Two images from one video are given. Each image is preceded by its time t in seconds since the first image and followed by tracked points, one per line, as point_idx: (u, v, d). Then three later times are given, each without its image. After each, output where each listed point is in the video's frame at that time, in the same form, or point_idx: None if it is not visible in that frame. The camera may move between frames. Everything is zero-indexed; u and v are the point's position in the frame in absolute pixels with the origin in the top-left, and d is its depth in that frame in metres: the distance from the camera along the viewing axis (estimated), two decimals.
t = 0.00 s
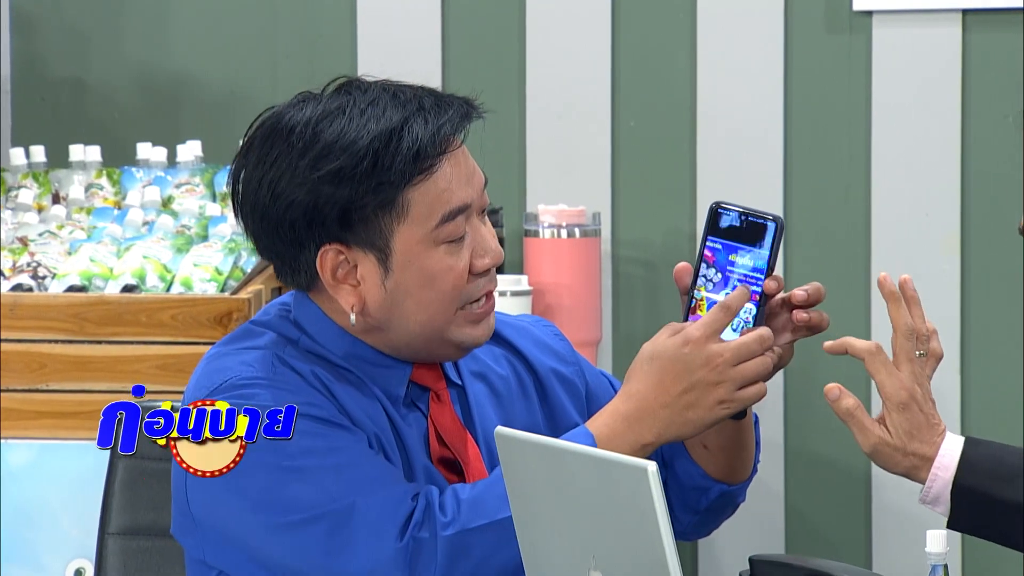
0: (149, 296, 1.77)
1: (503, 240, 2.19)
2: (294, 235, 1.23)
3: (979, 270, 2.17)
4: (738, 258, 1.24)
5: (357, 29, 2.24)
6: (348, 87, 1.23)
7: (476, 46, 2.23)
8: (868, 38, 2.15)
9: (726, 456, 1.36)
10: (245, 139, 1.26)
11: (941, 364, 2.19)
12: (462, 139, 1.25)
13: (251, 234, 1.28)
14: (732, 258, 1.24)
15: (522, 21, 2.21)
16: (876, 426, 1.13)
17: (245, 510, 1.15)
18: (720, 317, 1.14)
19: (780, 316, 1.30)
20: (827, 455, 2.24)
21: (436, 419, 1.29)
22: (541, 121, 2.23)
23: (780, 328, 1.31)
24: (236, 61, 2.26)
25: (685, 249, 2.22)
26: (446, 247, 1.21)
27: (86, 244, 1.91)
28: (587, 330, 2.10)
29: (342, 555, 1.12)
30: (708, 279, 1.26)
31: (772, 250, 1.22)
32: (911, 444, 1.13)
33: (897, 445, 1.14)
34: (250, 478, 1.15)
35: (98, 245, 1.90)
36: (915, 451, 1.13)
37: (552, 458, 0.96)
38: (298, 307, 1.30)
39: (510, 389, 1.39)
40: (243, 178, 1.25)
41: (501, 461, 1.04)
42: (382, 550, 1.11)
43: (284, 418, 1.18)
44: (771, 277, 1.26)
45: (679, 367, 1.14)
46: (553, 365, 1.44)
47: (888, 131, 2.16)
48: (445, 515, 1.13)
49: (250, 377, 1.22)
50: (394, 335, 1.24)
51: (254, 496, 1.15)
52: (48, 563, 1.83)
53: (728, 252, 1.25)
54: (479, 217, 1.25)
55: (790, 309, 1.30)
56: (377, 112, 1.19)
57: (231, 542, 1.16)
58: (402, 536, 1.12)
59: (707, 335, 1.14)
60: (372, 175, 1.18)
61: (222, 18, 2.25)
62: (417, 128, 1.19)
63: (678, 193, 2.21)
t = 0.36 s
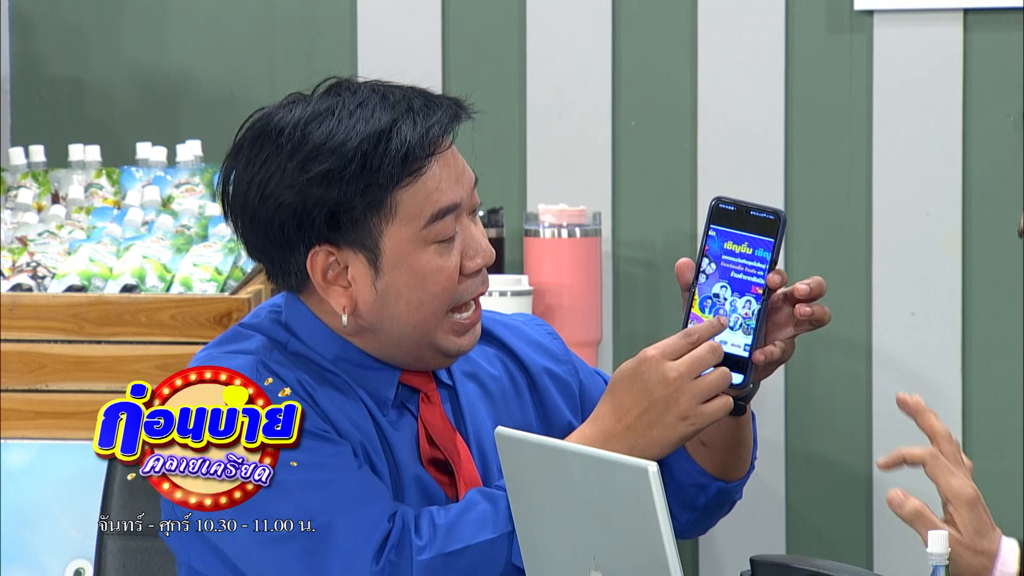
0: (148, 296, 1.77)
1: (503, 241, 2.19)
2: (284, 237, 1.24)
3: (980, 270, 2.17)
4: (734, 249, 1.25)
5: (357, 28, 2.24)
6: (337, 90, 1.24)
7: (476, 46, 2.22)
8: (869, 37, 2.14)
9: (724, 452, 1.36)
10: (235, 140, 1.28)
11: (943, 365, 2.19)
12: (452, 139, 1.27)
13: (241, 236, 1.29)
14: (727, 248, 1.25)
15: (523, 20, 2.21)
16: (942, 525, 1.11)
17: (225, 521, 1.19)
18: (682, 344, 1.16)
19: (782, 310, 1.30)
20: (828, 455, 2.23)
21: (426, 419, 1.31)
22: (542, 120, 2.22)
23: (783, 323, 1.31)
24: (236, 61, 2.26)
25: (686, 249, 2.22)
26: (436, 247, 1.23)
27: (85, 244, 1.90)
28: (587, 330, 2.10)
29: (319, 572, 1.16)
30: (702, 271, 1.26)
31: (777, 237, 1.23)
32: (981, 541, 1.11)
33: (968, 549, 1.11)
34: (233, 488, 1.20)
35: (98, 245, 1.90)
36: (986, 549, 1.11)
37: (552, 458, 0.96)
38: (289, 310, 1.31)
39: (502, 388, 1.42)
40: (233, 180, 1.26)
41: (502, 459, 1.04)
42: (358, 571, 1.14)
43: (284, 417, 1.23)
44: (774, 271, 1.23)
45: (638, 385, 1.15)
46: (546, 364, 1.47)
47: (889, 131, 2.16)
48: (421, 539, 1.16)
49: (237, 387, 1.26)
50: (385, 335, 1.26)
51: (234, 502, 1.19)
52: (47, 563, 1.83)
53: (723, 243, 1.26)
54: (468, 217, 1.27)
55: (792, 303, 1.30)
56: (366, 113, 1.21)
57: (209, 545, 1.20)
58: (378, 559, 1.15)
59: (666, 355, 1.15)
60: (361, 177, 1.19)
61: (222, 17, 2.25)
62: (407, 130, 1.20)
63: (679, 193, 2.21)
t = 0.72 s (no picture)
0: (148, 296, 1.77)
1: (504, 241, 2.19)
2: (281, 242, 1.25)
3: (980, 270, 2.17)
4: (725, 248, 1.25)
5: (357, 28, 2.24)
6: (333, 93, 1.24)
7: (476, 46, 2.22)
8: (870, 37, 2.14)
9: (723, 451, 1.36)
10: (230, 144, 1.28)
11: (943, 364, 2.19)
12: (450, 143, 1.27)
13: (238, 240, 1.29)
14: (718, 247, 1.25)
15: (523, 19, 2.21)
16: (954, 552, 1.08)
17: (220, 522, 1.18)
18: (672, 345, 1.16)
19: (778, 310, 1.30)
20: (829, 455, 2.23)
21: (423, 423, 1.30)
22: (542, 120, 2.22)
23: (779, 323, 1.31)
24: (236, 60, 2.26)
25: (686, 249, 2.22)
26: (434, 251, 1.24)
27: (85, 244, 1.90)
28: (588, 330, 2.09)
29: None
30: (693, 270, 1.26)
31: (772, 238, 1.23)
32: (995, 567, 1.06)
33: None
34: (229, 490, 1.19)
35: (98, 244, 1.90)
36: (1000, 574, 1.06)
37: (550, 458, 0.96)
38: (286, 313, 1.32)
39: (499, 389, 1.42)
40: (230, 184, 1.26)
41: (501, 459, 1.04)
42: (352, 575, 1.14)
43: (285, 418, 1.23)
44: (771, 273, 1.25)
45: (628, 386, 1.16)
46: (544, 364, 1.47)
47: (889, 131, 2.16)
48: (414, 543, 1.16)
49: (236, 389, 1.26)
50: (383, 339, 1.27)
51: (230, 505, 1.19)
52: (48, 563, 1.82)
53: (714, 242, 1.26)
54: (466, 219, 1.27)
55: (789, 303, 1.30)
56: (364, 118, 1.21)
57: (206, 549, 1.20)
58: (373, 563, 1.15)
59: (654, 355, 1.16)
60: (360, 183, 1.20)
61: (223, 17, 2.25)
62: (405, 134, 1.20)
63: (679, 193, 2.21)
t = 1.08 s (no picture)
0: (148, 296, 1.77)
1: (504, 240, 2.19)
2: (283, 245, 1.25)
3: (981, 270, 2.16)
4: (724, 246, 1.25)
5: (357, 28, 2.24)
6: (333, 95, 1.24)
7: (477, 45, 2.22)
8: (870, 37, 2.14)
9: (723, 451, 1.36)
10: (230, 147, 1.28)
11: (944, 364, 2.18)
12: (451, 144, 1.27)
13: (239, 243, 1.30)
14: (717, 245, 1.25)
15: (523, 19, 2.21)
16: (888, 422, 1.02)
17: (220, 522, 1.18)
18: (664, 330, 1.16)
19: (780, 308, 1.30)
20: (829, 456, 2.23)
21: (424, 423, 1.30)
22: (542, 120, 2.22)
23: (780, 320, 1.31)
24: (236, 60, 2.26)
25: (686, 249, 2.21)
26: (436, 252, 1.24)
27: (85, 244, 1.90)
28: (588, 330, 2.09)
29: None
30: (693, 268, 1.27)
31: (773, 236, 1.23)
32: (924, 442, 1.02)
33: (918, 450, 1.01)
34: (229, 490, 1.19)
35: (98, 244, 1.89)
36: (927, 451, 1.02)
37: (551, 457, 0.96)
38: (286, 315, 1.32)
39: (499, 390, 1.42)
40: (230, 186, 1.26)
41: (501, 459, 1.04)
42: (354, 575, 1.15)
43: (285, 417, 1.22)
44: (772, 270, 1.24)
45: (622, 375, 1.16)
46: (544, 364, 1.47)
47: (889, 131, 2.16)
48: (414, 541, 1.17)
49: (236, 388, 1.25)
50: (386, 341, 1.27)
51: (230, 505, 1.19)
52: (47, 564, 1.83)
53: (713, 240, 1.26)
54: (467, 220, 1.27)
55: (790, 300, 1.30)
56: (365, 120, 1.21)
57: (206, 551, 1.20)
58: (374, 562, 1.15)
59: (644, 340, 1.16)
60: (361, 185, 1.20)
61: (223, 16, 2.25)
62: (406, 136, 1.21)
63: (680, 193, 2.21)
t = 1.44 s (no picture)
0: (147, 296, 1.76)
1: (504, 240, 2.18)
2: (284, 246, 1.25)
3: (983, 270, 2.16)
4: (728, 245, 1.24)
5: (357, 27, 2.23)
6: (334, 95, 1.24)
7: (477, 45, 2.22)
8: (872, 36, 2.13)
9: (726, 450, 1.35)
10: (231, 147, 1.28)
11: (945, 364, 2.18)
12: (453, 143, 1.26)
13: (240, 244, 1.29)
14: (721, 244, 1.24)
15: (524, 18, 2.20)
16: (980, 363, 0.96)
17: (221, 522, 1.18)
18: (684, 344, 1.16)
19: (783, 306, 1.29)
20: (831, 456, 2.22)
21: (427, 425, 1.30)
22: (543, 120, 2.22)
23: (784, 320, 1.31)
24: (236, 59, 2.25)
25: (687, 249, 2.21)
26: (438, 252, 1.23)
27: (84, 243, 1.89)
28: (588, 330, 2.09)
29: None
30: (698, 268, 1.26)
31: (777, 234, 1.23)
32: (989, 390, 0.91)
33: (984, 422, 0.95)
34: (229, 489, 1.19)
35: (97, 244, 1.89)
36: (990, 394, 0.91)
37: (552, 458, 0.95)
38: (288, 315, 1.32)
39: (502, 391, 1.41)
40: (230, 188, 1.26)
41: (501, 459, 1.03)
42: None
43: (285, 417, 1.22)
44: (776, 268, 1.22)
45: (637, 384, 1.16)
46: (547, 365, 1.46)
47: (891, 130, 2.15)
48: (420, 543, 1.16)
49: (236, 389, 1.25)
50: (388, 342, 1.26)
51: (230, 505, 1.18)
52: (46, 564, 1.83)
53: (717, 239, 1.25)
54: (470, 219, 1.27)
55: (795, 299, 1.29)
56: (365, 120, 1.20)
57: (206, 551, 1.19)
58: (379, 564, 1.15)
59: (664, 352, 1.16)
60: (362, 186, 1.19)
61: (223, 15, 2.24)
62: (407, 137, 1.20)
63: (681, 192, 2.20)
